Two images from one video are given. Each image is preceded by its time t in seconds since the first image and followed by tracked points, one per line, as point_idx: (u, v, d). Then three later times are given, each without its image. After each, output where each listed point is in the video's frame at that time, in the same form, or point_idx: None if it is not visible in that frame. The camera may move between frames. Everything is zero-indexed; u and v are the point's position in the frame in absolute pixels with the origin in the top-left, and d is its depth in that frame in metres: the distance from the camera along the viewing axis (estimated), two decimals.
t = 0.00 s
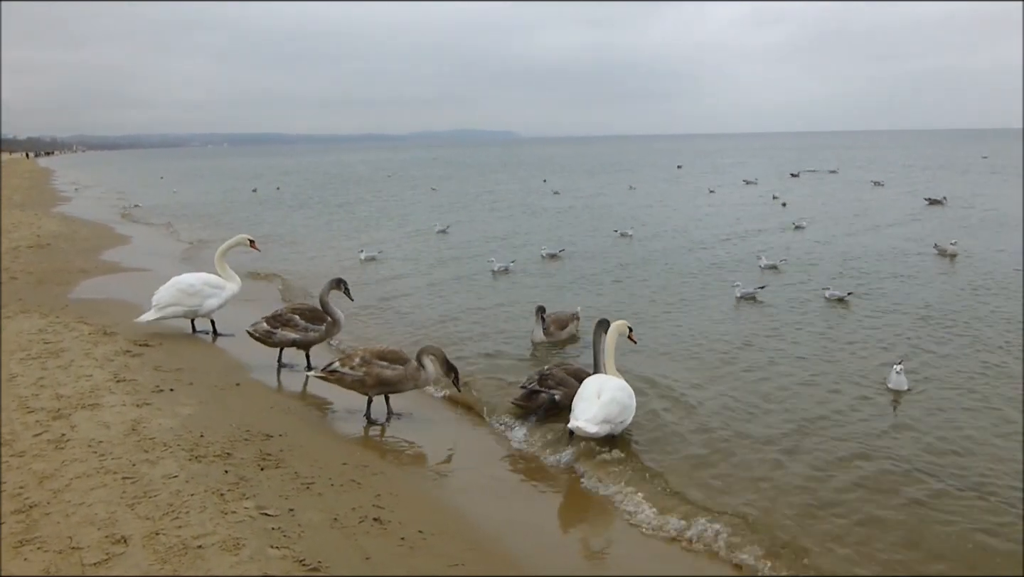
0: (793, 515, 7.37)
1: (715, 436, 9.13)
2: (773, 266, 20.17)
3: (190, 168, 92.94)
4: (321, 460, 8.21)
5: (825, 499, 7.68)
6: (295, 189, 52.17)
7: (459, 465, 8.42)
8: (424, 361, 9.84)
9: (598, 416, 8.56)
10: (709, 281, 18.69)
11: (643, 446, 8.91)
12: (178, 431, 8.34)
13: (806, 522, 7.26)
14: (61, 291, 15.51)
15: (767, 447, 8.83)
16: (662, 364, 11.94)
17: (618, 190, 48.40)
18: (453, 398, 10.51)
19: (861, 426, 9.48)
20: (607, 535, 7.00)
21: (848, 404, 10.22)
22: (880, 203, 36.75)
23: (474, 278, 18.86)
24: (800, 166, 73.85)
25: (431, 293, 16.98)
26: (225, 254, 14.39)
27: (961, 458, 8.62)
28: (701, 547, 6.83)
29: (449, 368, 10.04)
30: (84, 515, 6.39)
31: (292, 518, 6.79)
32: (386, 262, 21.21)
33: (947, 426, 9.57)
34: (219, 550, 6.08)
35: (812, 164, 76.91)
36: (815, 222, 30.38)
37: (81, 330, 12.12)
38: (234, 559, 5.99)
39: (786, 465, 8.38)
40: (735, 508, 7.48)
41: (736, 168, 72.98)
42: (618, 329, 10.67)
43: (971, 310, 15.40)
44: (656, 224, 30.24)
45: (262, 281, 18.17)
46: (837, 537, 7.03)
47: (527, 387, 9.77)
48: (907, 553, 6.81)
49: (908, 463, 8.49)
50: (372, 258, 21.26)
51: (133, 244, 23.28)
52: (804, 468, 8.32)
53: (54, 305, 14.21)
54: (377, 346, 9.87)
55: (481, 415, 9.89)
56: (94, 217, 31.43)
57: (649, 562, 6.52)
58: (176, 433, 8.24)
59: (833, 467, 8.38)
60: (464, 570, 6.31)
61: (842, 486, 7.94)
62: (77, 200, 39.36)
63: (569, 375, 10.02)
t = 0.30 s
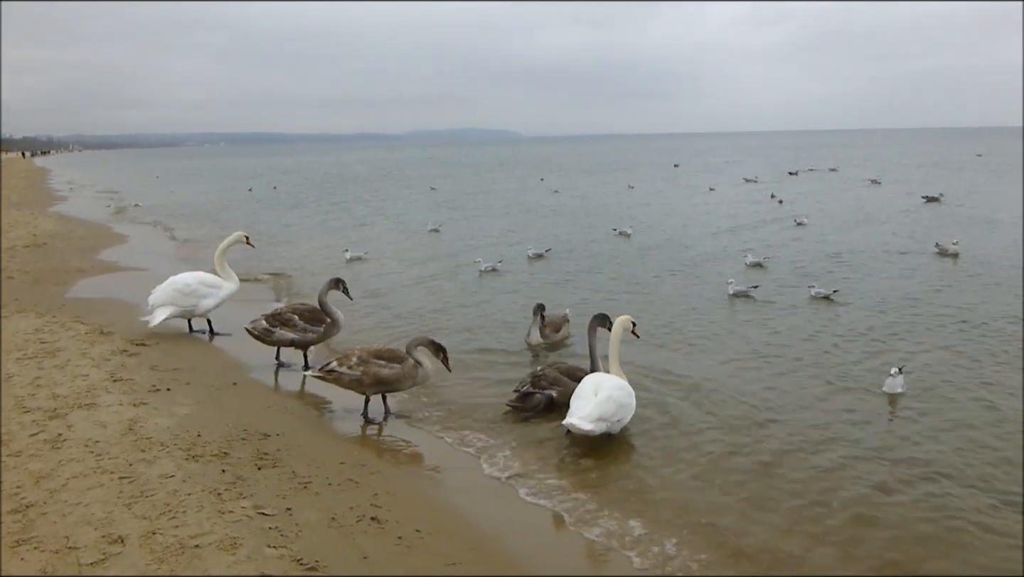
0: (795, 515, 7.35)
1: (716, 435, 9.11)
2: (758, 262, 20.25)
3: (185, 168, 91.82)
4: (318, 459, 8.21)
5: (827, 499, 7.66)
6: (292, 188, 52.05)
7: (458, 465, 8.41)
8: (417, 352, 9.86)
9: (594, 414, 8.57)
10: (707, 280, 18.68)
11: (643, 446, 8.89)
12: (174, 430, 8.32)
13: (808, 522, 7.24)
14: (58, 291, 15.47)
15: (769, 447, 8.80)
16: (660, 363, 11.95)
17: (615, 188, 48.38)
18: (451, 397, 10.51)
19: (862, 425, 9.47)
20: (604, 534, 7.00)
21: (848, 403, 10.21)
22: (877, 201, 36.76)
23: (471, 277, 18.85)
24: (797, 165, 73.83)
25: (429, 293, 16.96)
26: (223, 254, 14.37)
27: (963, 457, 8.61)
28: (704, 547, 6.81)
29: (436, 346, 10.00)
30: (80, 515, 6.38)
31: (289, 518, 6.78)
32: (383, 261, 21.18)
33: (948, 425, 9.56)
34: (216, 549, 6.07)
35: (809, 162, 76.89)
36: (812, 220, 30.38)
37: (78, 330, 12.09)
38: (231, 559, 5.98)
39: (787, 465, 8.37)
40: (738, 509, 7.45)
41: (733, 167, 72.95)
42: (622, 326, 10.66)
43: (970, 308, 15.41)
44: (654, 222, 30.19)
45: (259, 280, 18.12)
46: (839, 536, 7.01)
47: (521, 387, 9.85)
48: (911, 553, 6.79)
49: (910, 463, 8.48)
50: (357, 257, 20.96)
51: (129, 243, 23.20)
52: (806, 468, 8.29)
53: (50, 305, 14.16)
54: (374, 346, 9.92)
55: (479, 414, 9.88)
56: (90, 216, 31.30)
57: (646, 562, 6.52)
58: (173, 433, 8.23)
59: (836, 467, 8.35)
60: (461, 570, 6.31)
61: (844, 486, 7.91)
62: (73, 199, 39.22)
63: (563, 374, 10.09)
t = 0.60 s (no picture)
0: (795, 515, 7.32)
1: (716, 435, 9.09)
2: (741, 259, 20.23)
3: (181, 168, 91.40)
4: (316, 459, 8.20)
5: (828, 499, 7.63)
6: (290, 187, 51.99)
7: (456, 464, 8.40)
8: (412, 345, 9.84)
9: (591, 412, 8.57)
10: (707, 278, 18.63)
11: (643, 445, 8.87)
12: (172, 431, 8.31)
13: (808, 522, 7.22)
14: (55, 291, 15.43)
15: (769, 446, 8.78)
16: (658, 362, 11.93)
17: (614, 187, 48.32)
18: (449, 396, 10.50)
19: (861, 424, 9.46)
20: (602, 533, 6.99)
21: (849, 401, 10.17)
22: (876, 200, 36.72)
23: (469, 276, 18.81)
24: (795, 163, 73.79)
25: (427, 291, 16.93)
26: (223, 255, 14.36)
27: (962, 456, 8.60)
28: (704, 546, 6.79)
29: (425, 334, 10.00)
30: (78, 516, 6.36)
31: (287, 518, 6.77)
32: (381, 261, 21.15)
33: (947, 423, 9.55)
34: (214, 549, 6.07)
35: (808, 161, 76.80)
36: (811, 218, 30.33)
37: (75, 330, 12.07)
38: (229, 559, 5.97)
39: (787, 465, 8.34)
40: (738, 508, 7.43)
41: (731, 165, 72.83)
42: (627, 319, 10.67)
43: (970, 306, 15.36)
44: (653, 221, 30.11)
45: (257, 280, 18.07)
46: (840, 536, 6.98)
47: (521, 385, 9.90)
48: (912, 552, 6.76)
49: (911, 462, 8.45)
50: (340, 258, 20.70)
51: (127, 243, 23.16)
52: (806, 467, 8.28)
53: (48, 305, 14.13)
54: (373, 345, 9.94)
55: (477, 413, 9.87)
56: (87, 216, 31.22)
57: (645, 562, 6.51)
58: (170, 433, 8.22)
59: (836, 466, 8.33)
60: (460, 569, 6.30)
61: (845, 486, 7.89)
62: (70, 199, 39.12)
63: (564, 374, 10.10)
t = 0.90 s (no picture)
0: (795, 514, 7.32)
1: (717, 434, 9.09)
2: (728, 258, 20.22)
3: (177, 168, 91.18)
4: (314, 459, 8.20)
5: (829, 499, 7.62)
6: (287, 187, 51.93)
7: (456, 464, 8.39)
8: (407, 341, 9.86)
9: (589, 410, 8.59)
10: (706, 278, 18.60)
11: (642, 445, 8.87)
12: (170, 431, 8.31)
13: (808, 521, 7.22)
14: (52, 292, 15.40)
15: (770, 446, 8.77)
16: (656, 362, 11.92)
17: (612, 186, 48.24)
18: (448, 396, 10.48)
19: (859, 423, 9.47)
20: (600, 533, 6.99)
21: (848, 401, 10.17)
22: (874, 199, 36.65)
23: (467, 276, 18.77)
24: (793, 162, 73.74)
25: (424, 292, 16.89)
26: (224, 263, 14.44)
27: (959, 456, 8.61)
28: (705, 545, 6.79)
29: (418, 327, 10.08)
30: (76, 516, 6.37)
31: (285, 518, 6.77)
32: (378, 261, 21.10)
33: (945, 423, 9.55)
34: (211, 550, 6.06)
35: (806, 159, 76.78)
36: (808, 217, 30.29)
37: (72, 331, 12.06)
38: (227, 559, 5.97)
39: (787, 465, 8.34)
40: (738, 509, 7.42)
41: (728, 164, 72.79)
42: (628, 315, 10.73)
43: (971, 306, 15.31)
44: (651, 220, 30.10)
45: (254, 281, 18.05)
46: (837, 536, 6.99)
47: (530, 382, 9.99)
48: (909, 552, 6.77)
49: (913, 463, 8.44)
50: (324, 259, 20.47)
51: (123, 244, 23.12)
52: (804, 467, 8.29)
53: (45, 306, 14.12)
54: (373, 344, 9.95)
55: (475, 413, 9.87)
56: (83, 216, 31.23)
57: (642, 561, 6.52)
58: (168, 433, 8.22)
59: (834, 465, 8.34)
60: (458, 569, 6.31)
61: (846, 486, 7.88)
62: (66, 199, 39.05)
63: (572, 373, 10.13)
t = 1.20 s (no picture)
0: (790, 513, 7.33)
1: (712, 434, 9.09)
2: (714, 258, 20.27)
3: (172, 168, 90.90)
4: (309, 460, 8.18)
5: (825, 498, 7.62)
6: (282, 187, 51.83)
7: (451, 464, 8.39)
8: (401, 339, 9.85)
9: (585, 410, 8.59)
10: (702, 277, 18.60)
11: (637, 444, 8.87)
12: (164, 432, 8.29)
13: (802, 520, 7.23)
14: (45, 293, 15.34)
15: (765, 445, 8.77)
16: (652, 361, 11.92)
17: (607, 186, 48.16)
18: (443, 396, 10.47)
19: (853, 421, 9.48)
20: (595, 532, 6.99)
21: (843, 399, 10.18)
22: (870, 198, 36.64)
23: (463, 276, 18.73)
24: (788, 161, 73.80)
25: (420, 291, 16.86)
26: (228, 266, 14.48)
27: (953, 454, 8.62)
28: (700, 544, 6.80)
29: (410, 323, 10.08)
30: (69, 518, 6.34)
31: (279, 519, 6.76)
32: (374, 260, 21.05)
33: (939, 421, 9.56)
34: (206, 551, 6.05)
35: (802, 159, 76.58)
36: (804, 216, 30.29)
37: (66, 332, 12.02)
38: (222, 560, 5.96)
39: (783, 464, 8.34)
40: (732, 507, 7.44)
41: (724, 163, 72.80)
42: (625, 313, 10.75)
43: (970, 306, 15.26)
44: (647, 219, 30.04)
45: (249, 281, 18.01)
46: (831, 534, 7.00)
47: (541, 379, 10.02)
48: (902, 550, 6.80)
49: (908, 462, 8.44)
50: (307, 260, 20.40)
51: (117, 244, 23.04)
52: (799, 466, 8.29)
53: (38, 307, 14.06)
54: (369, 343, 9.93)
55: (471, 413, 9.86)
56: (76, 217, 31.15)
57: (636, 561, 6.53)
58: (162, 434, 8.21)
59: (828, 463, 8.36)
60: (453, 569, 6.30)
61: (842, 485, 7.88)
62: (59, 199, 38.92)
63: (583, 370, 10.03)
